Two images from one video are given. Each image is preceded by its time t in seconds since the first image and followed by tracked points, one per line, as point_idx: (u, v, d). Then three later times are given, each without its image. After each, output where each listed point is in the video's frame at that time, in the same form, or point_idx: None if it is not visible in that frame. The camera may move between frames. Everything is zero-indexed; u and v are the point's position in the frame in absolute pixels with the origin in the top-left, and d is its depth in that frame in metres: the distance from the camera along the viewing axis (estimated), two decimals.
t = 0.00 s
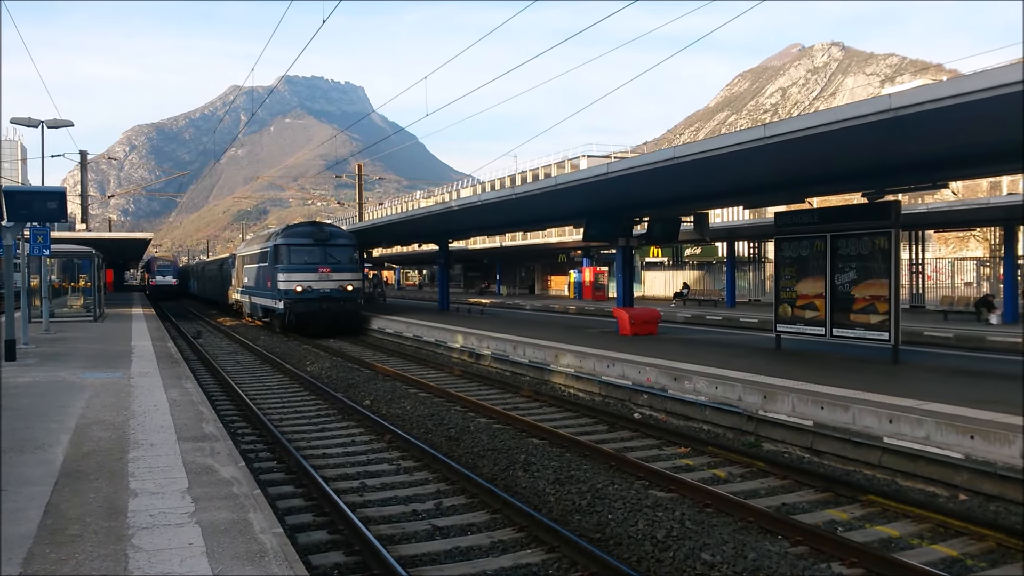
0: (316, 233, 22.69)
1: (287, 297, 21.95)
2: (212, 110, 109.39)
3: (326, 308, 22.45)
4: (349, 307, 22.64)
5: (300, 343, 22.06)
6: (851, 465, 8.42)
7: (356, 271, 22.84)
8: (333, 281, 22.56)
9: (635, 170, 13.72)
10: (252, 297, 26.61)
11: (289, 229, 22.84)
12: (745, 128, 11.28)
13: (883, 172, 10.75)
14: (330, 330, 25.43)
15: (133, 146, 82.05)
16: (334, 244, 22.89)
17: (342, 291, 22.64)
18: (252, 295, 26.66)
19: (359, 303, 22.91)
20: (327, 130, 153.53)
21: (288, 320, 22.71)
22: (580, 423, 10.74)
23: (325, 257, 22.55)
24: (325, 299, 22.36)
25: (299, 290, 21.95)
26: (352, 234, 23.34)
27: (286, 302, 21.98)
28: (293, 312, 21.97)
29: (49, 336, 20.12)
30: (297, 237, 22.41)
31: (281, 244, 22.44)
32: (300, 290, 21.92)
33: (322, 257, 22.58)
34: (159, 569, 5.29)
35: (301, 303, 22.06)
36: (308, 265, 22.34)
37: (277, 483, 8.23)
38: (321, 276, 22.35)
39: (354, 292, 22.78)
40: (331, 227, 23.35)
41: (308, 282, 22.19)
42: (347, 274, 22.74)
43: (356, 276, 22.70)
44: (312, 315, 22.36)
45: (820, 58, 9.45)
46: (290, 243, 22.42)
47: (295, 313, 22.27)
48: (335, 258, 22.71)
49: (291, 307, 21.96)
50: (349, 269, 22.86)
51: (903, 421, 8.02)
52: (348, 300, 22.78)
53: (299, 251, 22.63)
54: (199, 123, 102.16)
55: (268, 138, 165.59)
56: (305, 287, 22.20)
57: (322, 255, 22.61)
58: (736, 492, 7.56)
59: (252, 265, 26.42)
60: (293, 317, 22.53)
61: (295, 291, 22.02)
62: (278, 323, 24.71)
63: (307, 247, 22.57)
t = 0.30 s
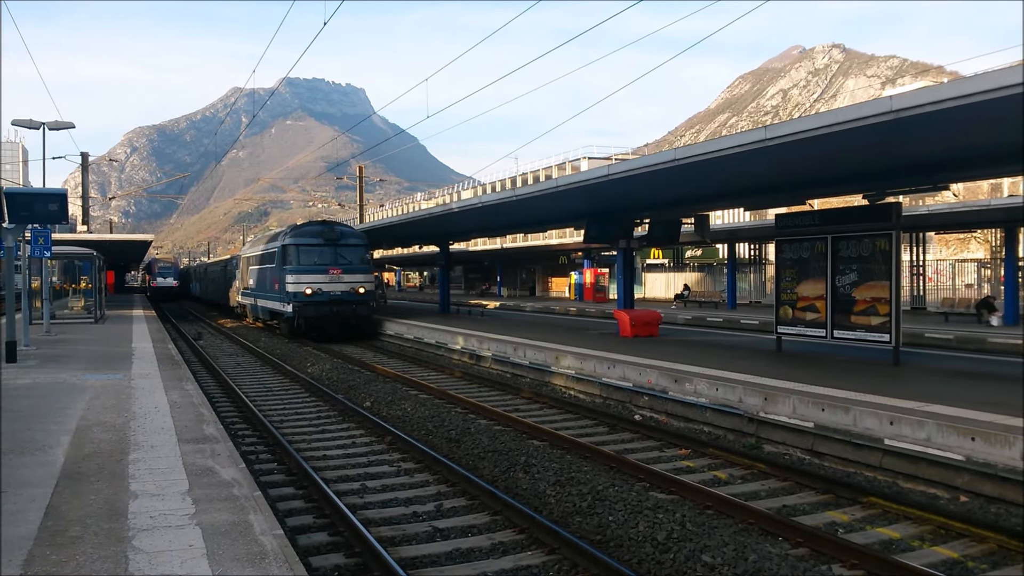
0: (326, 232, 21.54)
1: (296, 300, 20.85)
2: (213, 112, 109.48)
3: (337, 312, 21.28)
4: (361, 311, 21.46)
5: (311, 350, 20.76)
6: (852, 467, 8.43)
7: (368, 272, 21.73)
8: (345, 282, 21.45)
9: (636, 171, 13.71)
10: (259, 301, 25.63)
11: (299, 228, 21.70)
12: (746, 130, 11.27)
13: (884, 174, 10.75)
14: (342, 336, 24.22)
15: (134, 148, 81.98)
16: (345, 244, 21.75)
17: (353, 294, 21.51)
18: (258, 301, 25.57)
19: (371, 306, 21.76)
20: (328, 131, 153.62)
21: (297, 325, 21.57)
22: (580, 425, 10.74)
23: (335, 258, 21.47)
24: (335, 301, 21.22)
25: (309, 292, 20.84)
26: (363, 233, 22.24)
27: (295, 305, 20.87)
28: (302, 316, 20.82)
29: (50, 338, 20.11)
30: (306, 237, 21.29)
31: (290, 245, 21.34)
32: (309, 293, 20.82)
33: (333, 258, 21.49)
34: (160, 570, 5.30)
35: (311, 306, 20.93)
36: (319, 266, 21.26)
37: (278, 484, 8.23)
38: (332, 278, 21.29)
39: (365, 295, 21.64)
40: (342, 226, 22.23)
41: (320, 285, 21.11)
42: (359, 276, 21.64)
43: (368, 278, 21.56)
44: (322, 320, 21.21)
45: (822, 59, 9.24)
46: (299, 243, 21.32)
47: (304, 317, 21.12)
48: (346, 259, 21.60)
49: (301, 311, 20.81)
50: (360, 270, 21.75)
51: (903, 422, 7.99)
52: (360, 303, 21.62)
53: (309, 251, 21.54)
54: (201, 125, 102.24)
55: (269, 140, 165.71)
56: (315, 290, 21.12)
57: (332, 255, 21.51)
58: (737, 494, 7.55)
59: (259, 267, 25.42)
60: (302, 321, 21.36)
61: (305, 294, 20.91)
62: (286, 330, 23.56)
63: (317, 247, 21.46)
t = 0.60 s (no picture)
0: (333, 229, 20.78)
1: (302, 300, 20.08)
2: (209, 111, 109.22)
3: (345, 313, 20.55)
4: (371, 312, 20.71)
5: (319, 351, 20.18)
6: (849, 466, 8.45)
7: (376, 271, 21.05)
8: (353, 282, 20.77)
9: (633, 171, 13.71)
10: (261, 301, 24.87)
11: (306, 224, 20.90)
12: (743, 129, 11.26)
13: (881, 173, 10.76)
14: (351, 337, 23.43)
15: (130, 147, 81.79)
16: (353, 242, 21.06)
17: (362, 294, 20.73)
18: (260, 301, 24.82)
19: (380, 307, 21.01)
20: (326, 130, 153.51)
21: (303, 327, 20.87)
22: (577, 424, 10.74)
23: (343, 257, 20.76)
24: (343, 302, 20.44)
25: (316, 293, 20.10)
26: (371, 230, 21.53)
27: (300, 306, 20.10)
28: (309, 318, 20.10)
29: (46, 337, 20.06)
30: (314, 235, 20.51)
31: (297, 243, 20.56)
32: (317, 293, 20.08)
33: (340, 256, 20.78)
34: (156, 570, 5.28)
35: (318, 307, 20.23)
36: (326, 265, 20.53)
37: (274, 484, 8.22)
38: (339, 278, 20.59)
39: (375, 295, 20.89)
40: (349, 222, 21.50)
41: (327, 285, 20.36)
42: (367, 275, 20.90)
43: (378, 277, 20.86)
44: (329, 321, 20.49)
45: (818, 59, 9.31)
46: (306, 241, 20.55)
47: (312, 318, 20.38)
48: (354, 258, 20.89)
49: (307, 312, 20.09)
50: (368, 269, 21.05)
51: (900, 422, 8.00)
52: (369, 304, 20.85)
53: (315, 249, 20.79)
54: (198, 124, 102.13)
55: (266, 139, 165.43)
56: (322, 290, 20.37)
57: (340, 253, 20.80)
58: (733, 493, 7.56)
59: (260, 265, 24.70)
60: (308, 322, 20.63)
61: (312, 295, 20.16)
62: (292, 331, 22.81)
63: (325, 245, 20.71)
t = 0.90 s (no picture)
0: (344, 224, 19.91)
1: (311, 300, 19.16)
2: (207, 108, 109.00)
3: (357, 313, 19.59)
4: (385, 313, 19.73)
5: (326, 351, 19.71)
6: (847, 464, 8.45)
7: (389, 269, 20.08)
8: (364, 281, 19.74)
9: (631, 169, 13.72)
10: (266, 301, 24.08)
11: (315, 220, 20.03)
12: (742, 127, 11.26)
13: (879, 172, 10.77)
14: (362, 339, 22.58)
15: (128, 144, 81.60)
16: (364, 238, 20.14)
17: (374, 293, 19.76)
18: (266, 301, 24.06)
19: (394, 306, 20.03)
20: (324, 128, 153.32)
21: (313, 329, 19.86)
22: (575, 423, 10.73)
23: (355, 253, 19.84)
24: (355, 301, 19.53)
25: (325, 292, 19.18)
26: (383, 226, 20.61)
27: (309, 307, 19.17)
28: (319, 319, 19.14)
29: (44, 335, 20.05)
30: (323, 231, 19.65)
31: (306, 239, 19.67)
32: (326, 292, 19.16)
33: (351, 253, 19.86)
34: (154, 568, 5.28)
35: (328, 307, 19.27)
36: (336, 262, 19.62)
37: (272, 482, 8.22)
38: (350, 276, 19.60)
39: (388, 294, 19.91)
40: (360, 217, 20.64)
41: (337, 283, 19.45)
42: (380, 273, 19.90)
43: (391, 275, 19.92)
44: (341, 322, 19.53)
45: (816, 58, 9.34)
46: (316, 237, 19.66)
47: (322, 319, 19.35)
48: (366, 254, 19.98)
49: (318, 313, 19.13)
50: (380, 266, 20.09)
51: (897, 420, 8.01)
52: (382, 304, 19.86)
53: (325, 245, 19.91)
54: (195, 122, 101.95)
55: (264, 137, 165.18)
56: (332, 289, 19.43)
57: (351, 250, 19.88)
58: (731, 492, 7.56)
59: (266, 263, 23.92)
60: (318, 325, 19.65)
61: (322, 294, 19.24)
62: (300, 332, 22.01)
63: (335, 241, 19.83)
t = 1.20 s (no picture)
0: (355, 220, 18.75)
1: (322, 301, 18.15)
2: (205, 107, 108.93)
3: (370, 315, 18.58)
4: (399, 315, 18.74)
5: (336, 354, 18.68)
6: (844, 464, 8.47)
7: (403, 267, 19.09)
8: (378, 280, 18.75)
9: (629, 168, 13.72)
10: (271, 300, 22.67)
11: (325, 215, 18.89)
12: (740, 127, 11.25)
13: (877, 171, 10.77)
14: (375, 343, 21.14)
15: (125, 143, 81.45)
16: (377, 235, 19.08)
17: (389, 293, 18.79)
18: (272, 301, 22.64)
19: (409, 308, 19.06)
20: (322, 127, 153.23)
21: (323, 330, 18.84)
22: (573, 422, 10.73)
23: (367, 251, 18.78)
24: (368, 302, 18.52)
25: (337, 292, 18.19)
26: (397, 221, 19.54)
27: (320, 308, 18.16)
28: (330, 321, 18.16)
29: (42, 334, 20.02)
30: (334, 227, 18.53)
31: (316, 235, 18.55)
32: (338, 293, 18.15)
33: (364, 250, 18.79)
34: (151, 567, 5.28)
35: (339, 309, 18.26)
36: (348, 260, 18.57)
37: (270, 481, 8.20)
38: (363, 275, 18.61)
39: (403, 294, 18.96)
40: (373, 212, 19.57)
41: (349, 283, 18.44)
42: (393, 272, 18.97)
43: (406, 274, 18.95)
44: (352, 324, 18.51)
45: (814, 57, 9.35)
46: (327, 234, 18.55)
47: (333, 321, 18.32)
48: (379, 252, 18.94)
49: (329, 315, 18.14)
50: (394, 264, 19.09)
51: (894, 419, 8.02)
52: (396, 305, 18.90)
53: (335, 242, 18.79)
54: (192, 120, 101.88)
55: (262, 136, 164.96)
56: (344, 289, 18.44)
57: (363, 247, 18.80)
58: (729, 491, 7.56)
59: (271, 260, 22.50)
60: (328, 326, 18.67)
61: (333, 294, 18.22)
62: (310, 335, 20.50)
63: (346, 238, 18.73)
